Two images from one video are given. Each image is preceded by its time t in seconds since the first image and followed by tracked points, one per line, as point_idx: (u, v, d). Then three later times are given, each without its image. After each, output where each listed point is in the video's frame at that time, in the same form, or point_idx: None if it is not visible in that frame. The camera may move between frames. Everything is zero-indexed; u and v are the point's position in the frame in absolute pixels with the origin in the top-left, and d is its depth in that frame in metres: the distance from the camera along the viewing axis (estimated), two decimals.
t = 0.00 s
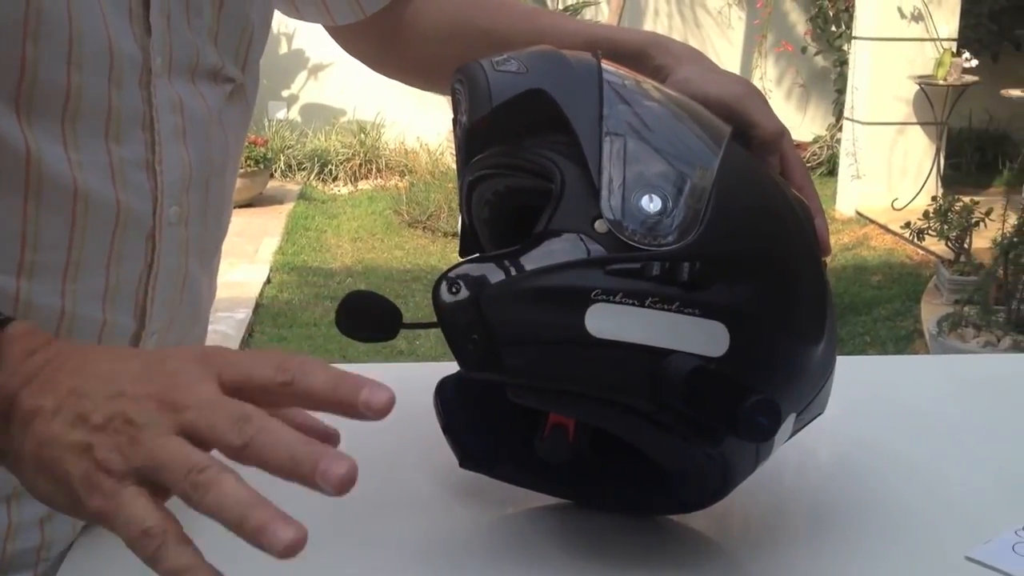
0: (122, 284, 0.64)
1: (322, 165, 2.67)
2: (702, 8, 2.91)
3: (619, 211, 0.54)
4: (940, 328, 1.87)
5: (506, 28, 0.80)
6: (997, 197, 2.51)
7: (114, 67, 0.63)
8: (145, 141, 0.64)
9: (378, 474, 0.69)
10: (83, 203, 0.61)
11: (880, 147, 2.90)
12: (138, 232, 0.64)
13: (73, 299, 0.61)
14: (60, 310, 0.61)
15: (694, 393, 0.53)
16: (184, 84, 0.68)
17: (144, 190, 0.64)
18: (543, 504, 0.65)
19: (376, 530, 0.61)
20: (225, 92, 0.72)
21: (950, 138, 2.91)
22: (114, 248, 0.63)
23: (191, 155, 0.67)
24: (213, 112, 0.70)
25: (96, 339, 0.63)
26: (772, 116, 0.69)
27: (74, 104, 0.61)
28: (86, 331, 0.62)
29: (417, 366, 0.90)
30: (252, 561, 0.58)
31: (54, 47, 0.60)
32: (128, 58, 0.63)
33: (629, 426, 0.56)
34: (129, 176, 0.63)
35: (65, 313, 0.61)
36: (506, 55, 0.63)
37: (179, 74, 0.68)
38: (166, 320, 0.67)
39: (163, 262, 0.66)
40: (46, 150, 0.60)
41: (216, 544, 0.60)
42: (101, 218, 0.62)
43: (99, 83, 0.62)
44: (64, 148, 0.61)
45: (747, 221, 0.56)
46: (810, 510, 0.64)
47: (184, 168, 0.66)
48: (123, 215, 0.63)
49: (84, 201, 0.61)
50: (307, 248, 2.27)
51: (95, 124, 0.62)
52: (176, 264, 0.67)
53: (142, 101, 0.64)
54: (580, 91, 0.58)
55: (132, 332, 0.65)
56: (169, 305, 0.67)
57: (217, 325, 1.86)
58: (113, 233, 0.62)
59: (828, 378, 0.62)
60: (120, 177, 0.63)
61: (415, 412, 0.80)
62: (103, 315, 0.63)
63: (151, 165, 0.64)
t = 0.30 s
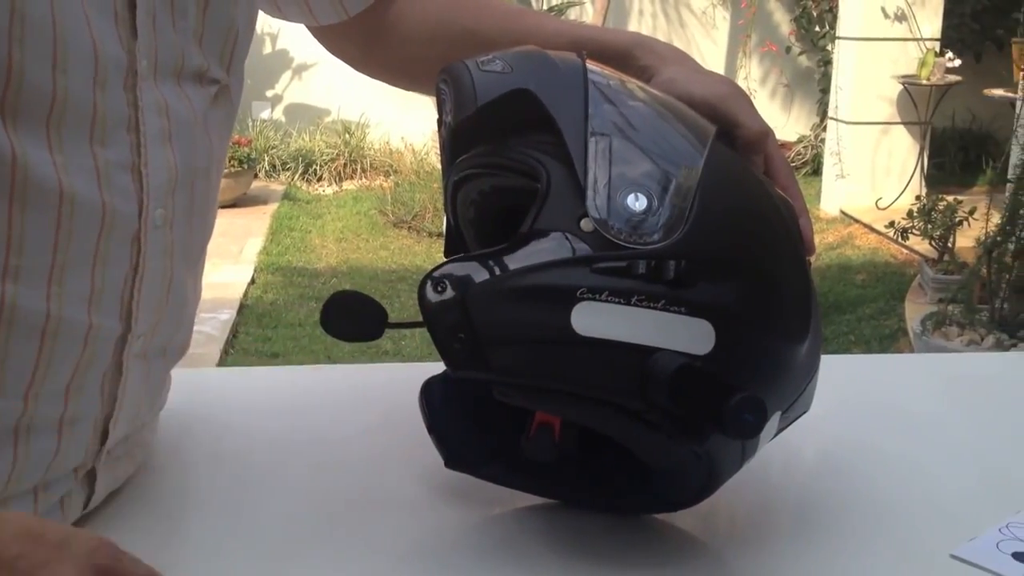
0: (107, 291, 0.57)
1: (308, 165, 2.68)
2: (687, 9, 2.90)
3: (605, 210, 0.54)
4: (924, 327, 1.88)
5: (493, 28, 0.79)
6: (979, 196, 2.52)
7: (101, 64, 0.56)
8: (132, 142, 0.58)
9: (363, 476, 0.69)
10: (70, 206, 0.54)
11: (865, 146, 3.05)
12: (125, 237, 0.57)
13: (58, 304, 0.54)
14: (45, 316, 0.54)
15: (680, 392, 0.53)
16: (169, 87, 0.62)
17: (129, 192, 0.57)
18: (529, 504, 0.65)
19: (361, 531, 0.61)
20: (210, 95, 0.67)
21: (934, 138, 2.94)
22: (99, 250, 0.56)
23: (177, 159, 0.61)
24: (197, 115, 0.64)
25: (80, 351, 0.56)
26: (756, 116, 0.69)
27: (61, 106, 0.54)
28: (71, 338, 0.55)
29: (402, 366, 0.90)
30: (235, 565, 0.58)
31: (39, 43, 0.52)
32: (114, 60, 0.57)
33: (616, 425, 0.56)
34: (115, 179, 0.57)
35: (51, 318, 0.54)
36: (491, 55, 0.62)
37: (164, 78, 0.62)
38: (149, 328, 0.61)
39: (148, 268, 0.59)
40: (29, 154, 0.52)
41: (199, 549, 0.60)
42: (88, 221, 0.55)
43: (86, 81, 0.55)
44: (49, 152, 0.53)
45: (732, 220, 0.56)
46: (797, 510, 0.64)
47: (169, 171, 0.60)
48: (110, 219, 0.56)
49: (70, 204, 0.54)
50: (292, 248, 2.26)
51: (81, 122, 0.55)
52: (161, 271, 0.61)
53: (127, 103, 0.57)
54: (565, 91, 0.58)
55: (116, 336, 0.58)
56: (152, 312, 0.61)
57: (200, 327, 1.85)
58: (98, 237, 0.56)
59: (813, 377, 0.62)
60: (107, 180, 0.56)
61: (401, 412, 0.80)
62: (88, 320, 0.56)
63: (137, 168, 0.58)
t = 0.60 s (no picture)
0: (96, 295, 0.57)
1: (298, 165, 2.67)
2: (676, 9, 2.92)
3: (595, 208, 0.54)
4: (912, 326, 1.89)
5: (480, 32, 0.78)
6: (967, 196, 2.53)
7: (90, 68, 0.55)
8: (121, 146, 0.57)
9: (353, 476, 0.69)
10: (57, 208, 0.53)
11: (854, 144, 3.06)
12: (113, 240, 0.57)
13: (45, 307, 0.54)
14: (32, 318, 0.53)
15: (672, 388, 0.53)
16: (156, 91, 0.62)
17: (117, 197, 0.57)
18: (519, 504, 0.65)
19: (352, 531, 0.61)
20: (196, 98, 0.66)
21: (921, 138, 3.03)
22: (87, 253, 0.56)
23: (164, 162, 0.61)
24: (184, 118, 0.64)
25: (69, 355, 0.56)
26: (743, 117, 0.69)
27: (53, 110, 0.53)
28: (59, 342, 0.55)
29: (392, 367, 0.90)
30: (225, 566, 0.58)
31: (33, 51, 0.52)
32: (103, 64, 0.56)
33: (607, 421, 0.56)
34: (104, 183, 0.56)
35: (37, 321, 0.54)
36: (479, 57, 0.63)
37: (150, 81, 0.62)
38: (137, 331, 0.61)
39: (137, 272, 0.59)
40: (17, 161, 0.52)
41: (190, 551, 0.59)
42: (76, 224, 0.55)
43: (77, 86, 0.54)
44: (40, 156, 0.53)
45: (721, 218, 0.57)
46: (786, 508, 0.64)
47: (157, 174, 0.60)
48: (98, 222, 0.56)
49: (57, 208, 0.54)
50: (282, 249, 2.26)
51: (74, 127, 0.55)
52: (150, 274, 0.60)
53: (117, 108, 0.57)
54: (555, 89, 0.58)
55: (105, 339, 0.58)
56: (141, 316, 0.61)
57: (189, 328, 1.85)
58: (86, 241, 0.55)
59: (801, 374, 0.62)
60: (95, 184, 0.56)
61: (391, 412, 0.80)
62: (76, 323, 0.56)
63: (126, 172, 0.57)
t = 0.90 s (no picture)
0: (77, 298, 0.56)
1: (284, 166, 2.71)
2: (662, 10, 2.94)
3: (582, 206, 0.54)
4: (898, 325, 1.89)
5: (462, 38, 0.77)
6: (954, 195, 2.54)
7: (69, 69, 0.55)
8: (102, 146, 0.57)
9: (338, 477, 0.68)
10: (35, 208, 0.53)
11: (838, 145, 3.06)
12: (94, 242, 0.56)
13: (25, 309, 0.53)
14: (12, 319, 0.53)
15: (661, 381, 0.53)
16: (136, 93, 0.61)
17: (100, 199, 0.56)
18: (506, 505, 0.65)
19: (338, 533, 0.61)
20: (177, 102, 0.66)
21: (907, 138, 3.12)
22: (68, 254, 0.55)
23: (145, 165, 0.60)
24: (165, 120, 0.63)
25: (50, 358, 0.55)
26: (726, 117, 0.69)
27: (38, 108, 0.53)
28: (40, 344, 0.54)
29: (376, 368, 0.90)
30: (209, 568, 0.57)
31: (18, 51, 0.52)
32: (81, 63, 0.56)
33: (596, 418, 0.56)
34: (88, 185, 0.56)
35: (18, 322, 0.53)
36: (461, 58, 0.62)
37: (130, 82, 0.61)
38: (118, 335, 0.61)
39: (118, 275, 0.58)
40: None
41: (174, 554, 0.59)
42: (55, 225, 0.54)
43: (60, 86, 0.54)
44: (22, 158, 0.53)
45: (708, 214, 0.57)
46: (773, 508, 0.64)
47: (138, 176, 0.59)
48: (79, 224, 0.55)
49: (35, 207, 0.53)
50: (268, 249, 2.26)
51: (59, 127, 0.54)
52: (131, 277, 0.60)
53: (96, 109, 0.57)
54: (541, 90, 0.58)
55: (87, 343, 0.58)
56: (122, 318, 0.60)
57: (175, 329, 1.83)
58: (67, 240, 0.55)
59: (786, 371, 0.63)
60: (80, 186, 0.55)
61: (375, 413, 0.80)
62: (57, 325, 0.55)
63: (108, 174, 0.57)
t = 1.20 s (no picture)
0: (75, 297, 0.56)
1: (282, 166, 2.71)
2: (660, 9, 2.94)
3: (590, 201, 0.54)
4: (898, 325, 1.89)
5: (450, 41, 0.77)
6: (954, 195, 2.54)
7: (65, 68, 0.55)
8: (100, 145, 0.56)
9: (336, 478, 0.68)
10: (34, 207, 0.53)
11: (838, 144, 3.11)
12: (92, 241, 0.56)
13: (24, 308, 0.53)
14: (10, 319, 0.52)
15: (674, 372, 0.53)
16: (133, 90, 0.61)
17: (99, 198, 0.56)
18: (506, 505, 0.65)
19: (337, 533, 0.61)
20: (173, 101, 0.66)
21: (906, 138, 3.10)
22: (67, 253, 0.55)
23: (142, 163, 0.60)
24: (162, 119, 0.63)
25: (49, 358, 0.55)
26: (717, 117, 0.69)
27: (36, 107, 0.53)
28: (38, 343, 0.54)
29: (368, 368, 0.90)
30: (207, 570, 0.57)
31: (16, 49, 0.52)
32: (77, 62, 0.56)
33: (605, 411, 0.55)
34: (86, 183, 0.55)
35: (16, 322, 0.53)
36: (456, 60, 0.62)
37: (128, 80, 0.61)
38: (116, 334, 0.60)
39: (115, 274, 0.58)
40: None
41: (172, 554, 0.59)
42: (53, 222, 0.54)
43: (58, 85, 0.54)
44: (21, 158, 0.52)
45: (712, 208, 0.57)
46: (774, 507, 0.64)
47: (135, 175, 0.59)
48: (77, 222, 0.55)
49: (34, 206, 0.53)
50: (268, 249, 2.25)
51: (57, 125, 0.54)
52: (128, 276, 0.60)
53: (93, 107, 0.56)
54: (540, 89, 0.58)
55: (86, 342, 0.57)
56: (119, 318, 0.60)
57: (174, 329, 1.82)
58: (66, 239, 0.55)
59: (782, 369, 0.63)
60: (78, 184, 0.55)
61: (369, 413, 0.80)
62: (56, 325, 0.55)
63: (106, 173, 0.57)
